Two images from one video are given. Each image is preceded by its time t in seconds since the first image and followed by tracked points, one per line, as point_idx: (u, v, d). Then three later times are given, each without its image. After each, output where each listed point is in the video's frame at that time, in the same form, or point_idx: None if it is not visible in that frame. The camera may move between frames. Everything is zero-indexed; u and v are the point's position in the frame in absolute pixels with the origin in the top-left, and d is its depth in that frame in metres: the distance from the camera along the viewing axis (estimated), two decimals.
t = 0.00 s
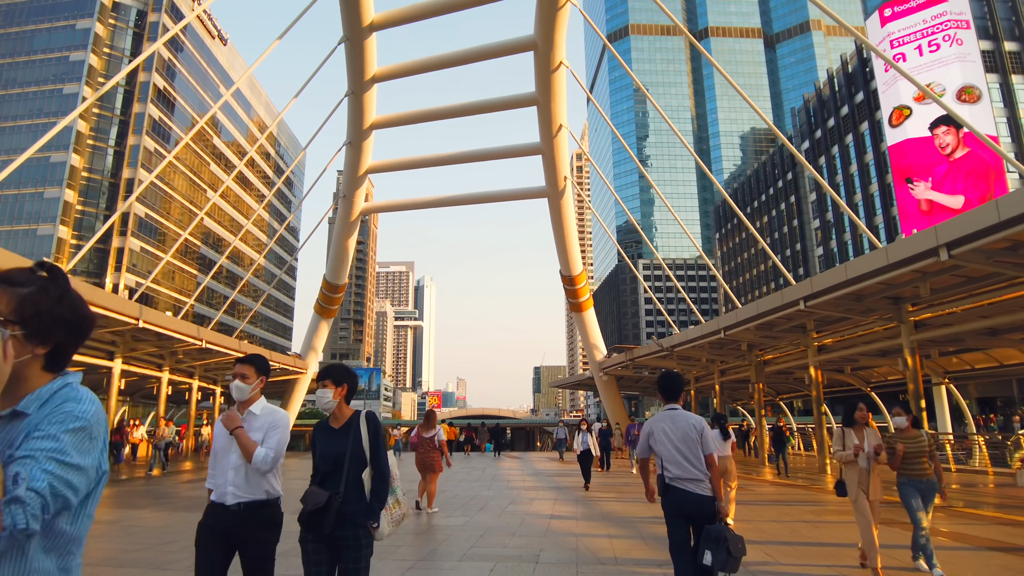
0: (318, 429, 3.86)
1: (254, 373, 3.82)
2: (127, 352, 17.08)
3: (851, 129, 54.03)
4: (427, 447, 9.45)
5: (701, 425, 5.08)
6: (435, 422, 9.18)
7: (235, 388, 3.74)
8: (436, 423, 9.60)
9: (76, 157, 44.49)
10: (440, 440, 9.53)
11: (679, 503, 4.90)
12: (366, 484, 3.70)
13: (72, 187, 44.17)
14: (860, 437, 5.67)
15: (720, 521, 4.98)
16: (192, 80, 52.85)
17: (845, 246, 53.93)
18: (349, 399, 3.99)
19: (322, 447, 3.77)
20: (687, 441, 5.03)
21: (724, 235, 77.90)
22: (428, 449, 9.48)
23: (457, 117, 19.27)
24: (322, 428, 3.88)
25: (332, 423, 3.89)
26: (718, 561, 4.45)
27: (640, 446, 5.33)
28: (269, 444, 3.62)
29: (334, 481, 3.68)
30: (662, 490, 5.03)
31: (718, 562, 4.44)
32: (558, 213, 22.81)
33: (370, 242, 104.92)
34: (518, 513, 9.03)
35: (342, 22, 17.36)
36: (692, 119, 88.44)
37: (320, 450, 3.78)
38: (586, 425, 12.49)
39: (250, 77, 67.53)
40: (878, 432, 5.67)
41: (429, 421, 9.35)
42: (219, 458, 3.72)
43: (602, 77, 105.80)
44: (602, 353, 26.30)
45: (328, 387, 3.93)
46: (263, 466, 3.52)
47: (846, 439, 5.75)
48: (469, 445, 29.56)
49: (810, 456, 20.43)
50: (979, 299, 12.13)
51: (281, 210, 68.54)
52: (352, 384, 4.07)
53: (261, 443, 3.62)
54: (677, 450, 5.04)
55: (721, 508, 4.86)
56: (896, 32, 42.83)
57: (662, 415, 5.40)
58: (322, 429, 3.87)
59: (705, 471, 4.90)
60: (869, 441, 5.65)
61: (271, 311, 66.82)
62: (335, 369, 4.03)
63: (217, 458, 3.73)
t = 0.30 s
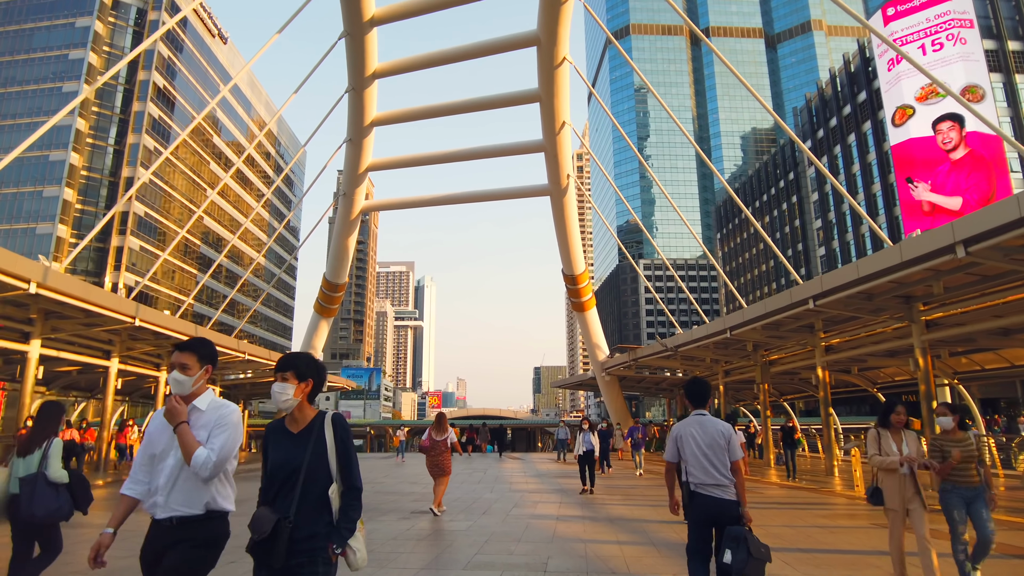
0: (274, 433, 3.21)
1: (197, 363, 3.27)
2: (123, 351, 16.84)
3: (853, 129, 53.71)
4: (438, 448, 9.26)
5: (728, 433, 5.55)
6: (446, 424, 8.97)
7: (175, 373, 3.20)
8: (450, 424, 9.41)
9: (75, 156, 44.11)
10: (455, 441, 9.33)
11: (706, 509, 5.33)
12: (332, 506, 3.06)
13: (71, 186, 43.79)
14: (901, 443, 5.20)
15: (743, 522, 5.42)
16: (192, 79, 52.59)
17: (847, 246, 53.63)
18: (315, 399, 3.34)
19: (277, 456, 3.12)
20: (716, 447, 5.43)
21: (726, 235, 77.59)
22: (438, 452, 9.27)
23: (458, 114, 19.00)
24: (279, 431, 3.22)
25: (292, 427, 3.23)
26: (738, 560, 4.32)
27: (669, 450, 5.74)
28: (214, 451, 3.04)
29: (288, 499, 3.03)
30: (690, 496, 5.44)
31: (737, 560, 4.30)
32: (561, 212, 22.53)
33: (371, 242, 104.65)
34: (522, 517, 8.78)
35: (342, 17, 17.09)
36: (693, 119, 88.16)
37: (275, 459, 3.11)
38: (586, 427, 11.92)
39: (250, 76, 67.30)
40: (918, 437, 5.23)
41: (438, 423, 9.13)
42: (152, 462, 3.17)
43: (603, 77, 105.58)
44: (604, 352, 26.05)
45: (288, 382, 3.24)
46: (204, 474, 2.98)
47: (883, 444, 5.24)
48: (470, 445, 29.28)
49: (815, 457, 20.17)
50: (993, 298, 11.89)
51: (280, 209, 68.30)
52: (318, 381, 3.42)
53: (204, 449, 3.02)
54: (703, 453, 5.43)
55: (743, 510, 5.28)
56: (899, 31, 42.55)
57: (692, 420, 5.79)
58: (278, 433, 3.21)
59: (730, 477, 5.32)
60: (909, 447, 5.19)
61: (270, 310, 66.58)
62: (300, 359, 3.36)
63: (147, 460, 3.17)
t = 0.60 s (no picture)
0: (202, 435, 2.60)
1: (114, 350, 2.81)
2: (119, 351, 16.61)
3: (855, 128, 53.51)
4: (450, 447, 9.01)
5: (745, 431, 5.52)
6: (456, 423, 8.74)
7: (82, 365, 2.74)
8: (459, 422, 9.16)
9: (75, 155, 43.91)
10: (464, 439, 9.08)
11: (719, 504, 5.32)
12: (267, 531, 2.40)
13: (69, 185, 43.55)
14: (953, 447, 4.82)
15: (761, 519, 5.33)
16: (192, 78, 52.48)
17: (848, 245, 53.45)
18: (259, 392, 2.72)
19: (199, 463, 2.50)
20: (732, 447, 5.46)
21: (726, 234, 77.39)
22: (448, 451, 9.08)
23: (459, 110, 18.75)
24: (211, 432, 2.62)
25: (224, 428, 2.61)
26: (776, 561, 4.62)
27: (685, 447, 5.70)
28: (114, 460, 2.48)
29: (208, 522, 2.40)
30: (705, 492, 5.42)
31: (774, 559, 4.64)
32: (563, 210, 22.27)
33: (370, 241, 104.47)
34: (526, 520, 8.53)
35: (341, 12, 16.87)
36: (694, 119, 87.92)
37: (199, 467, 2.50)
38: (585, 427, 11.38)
39: (250, 75, 67.11)
40: (969, 439, 4.84)
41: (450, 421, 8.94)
42: (45, 469, 2.65)
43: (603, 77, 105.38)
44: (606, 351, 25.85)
45: (225, 364, 2.68)
46: (104, 494, 2.43)
47: (928, 446, 4.89)
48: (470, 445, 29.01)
49: (820, 458, 19.95)
50: (1003, 295, 11.70)
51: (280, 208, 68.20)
52: (266, 370, 2.80)
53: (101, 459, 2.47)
54: (720, 454, 5.45)
55: (762, 508, 5.25)
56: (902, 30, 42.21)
57: (709, 419, 5.77)
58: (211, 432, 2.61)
59: (746, 475, 5.34)
60: (962, 449, 4.80)
61: (269, 310, 66.33)
62: (245, 336, 2.76)
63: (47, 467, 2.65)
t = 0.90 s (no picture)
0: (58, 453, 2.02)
1: None
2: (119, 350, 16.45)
3: (860, 126, 53.14)
4: (466, 449, 8.75)
5: (761, 430, 5.29)
6: (472, 425, 8.46)
7: None
8: (476, 424, 8.90)
9: (76, 155, 43.73)
10: (482, 441, 8.84)
11: (740, 505, 5.07)
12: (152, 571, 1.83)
13: (72, 185, 43.38)
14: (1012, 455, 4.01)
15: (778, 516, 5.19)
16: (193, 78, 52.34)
17: (853, 244, 53.08)
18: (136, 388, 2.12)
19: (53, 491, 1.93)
20: (750, 446, 5.23)
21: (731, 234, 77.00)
22: (467, 452, 8.80)
23: (462, 107, 18.51)
24: (73, 446, 2.04)
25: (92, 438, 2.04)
26: (790, 554, 4.56)
27: (700, 449, 5.52)
28: None
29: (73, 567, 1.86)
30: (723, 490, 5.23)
31: (790, 555, 4.56)
32: (567, 207, 21.98)
33: (373, 241, 104.27)
34: (533, 524, 8.28)
35: (343, 7, 16.64)
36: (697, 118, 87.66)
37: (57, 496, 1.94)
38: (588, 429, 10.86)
39: (251, 75, 66.95)
40: None
41: (467, 426, 8.68)
42: None
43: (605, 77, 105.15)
44: (611, 351, 25.57)
45: (77, 345, 2.10)
46: None
47: (989, 454, 4.08)
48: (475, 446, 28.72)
49: (830, 458, 19.66)
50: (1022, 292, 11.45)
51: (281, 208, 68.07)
52: (146, 358, 2.20)
53: None
54: (738, 456, 5.20)
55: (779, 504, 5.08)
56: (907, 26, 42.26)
57: (724, 418, 5.58)
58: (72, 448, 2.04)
59: (763, 473, 5.11)
60: None
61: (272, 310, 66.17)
62: (107, 305, 2.15)
63: None
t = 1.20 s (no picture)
0: None
1: None
2: (122, 349, 16.24)
3: (867, 124, 52.74)
4: (481, 449, 8.52)
5: (790, 434, 5.13)
6: (489, 424, 8.20)
7: None
8: (492, 424, 8.66)
9: (81, 154, 43.62)
10: (499, 441, 8.62)
11: (771, 507, 4.93)
12: None
13: (75, 185, 43.21)
14: None
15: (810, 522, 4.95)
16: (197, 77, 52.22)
17: (861, 243, 52.62)
18: None
19: None
20: (780, 448, 5.06)
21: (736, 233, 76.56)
22: (481, 452, 8.53)
23: (468, 103, 18.28)
24: None
25: None
26: (804, 556, 4.41)
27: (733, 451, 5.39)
28: None
29: None
30: (755, 493, 5.06)
31: (805, 557, 4.40)
32: (575, 204, 21.71)
33: (377, 242, 104.09)
34: (548, 526, 8.03)
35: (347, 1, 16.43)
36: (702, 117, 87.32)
37: None
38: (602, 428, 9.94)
39: (255, 74, 66.77)
40: None
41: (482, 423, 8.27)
42: None
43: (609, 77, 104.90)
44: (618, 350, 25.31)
45: None
46: None
47: None
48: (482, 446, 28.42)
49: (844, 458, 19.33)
50: None
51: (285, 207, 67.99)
52: None
53: None
54: (766, 457, 5.06)
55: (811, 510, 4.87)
56: (915, 24, 42.16)
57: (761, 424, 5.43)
58: None
59: (794, 475, 4.93)
60: None
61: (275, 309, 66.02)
62: None
63: None
